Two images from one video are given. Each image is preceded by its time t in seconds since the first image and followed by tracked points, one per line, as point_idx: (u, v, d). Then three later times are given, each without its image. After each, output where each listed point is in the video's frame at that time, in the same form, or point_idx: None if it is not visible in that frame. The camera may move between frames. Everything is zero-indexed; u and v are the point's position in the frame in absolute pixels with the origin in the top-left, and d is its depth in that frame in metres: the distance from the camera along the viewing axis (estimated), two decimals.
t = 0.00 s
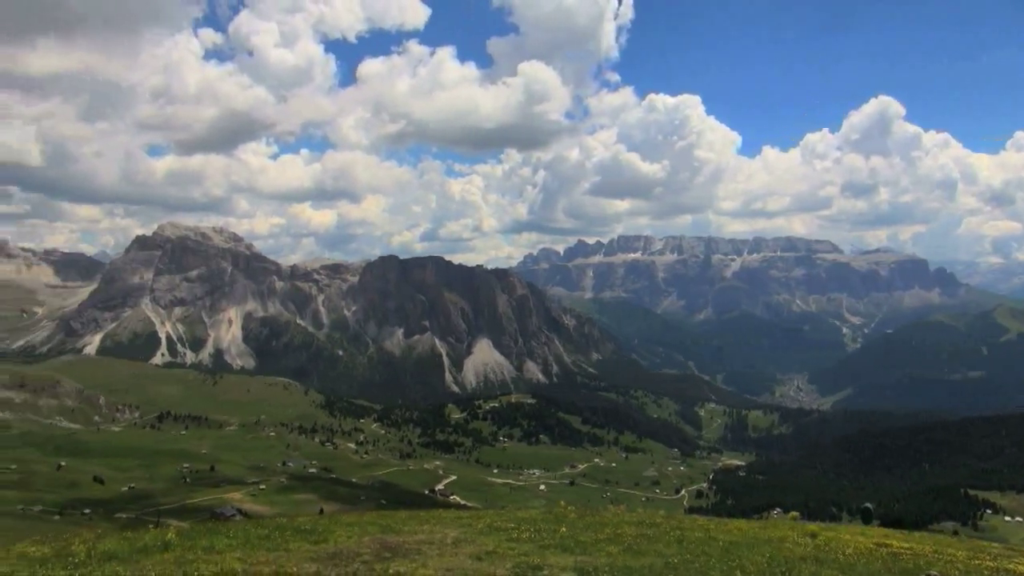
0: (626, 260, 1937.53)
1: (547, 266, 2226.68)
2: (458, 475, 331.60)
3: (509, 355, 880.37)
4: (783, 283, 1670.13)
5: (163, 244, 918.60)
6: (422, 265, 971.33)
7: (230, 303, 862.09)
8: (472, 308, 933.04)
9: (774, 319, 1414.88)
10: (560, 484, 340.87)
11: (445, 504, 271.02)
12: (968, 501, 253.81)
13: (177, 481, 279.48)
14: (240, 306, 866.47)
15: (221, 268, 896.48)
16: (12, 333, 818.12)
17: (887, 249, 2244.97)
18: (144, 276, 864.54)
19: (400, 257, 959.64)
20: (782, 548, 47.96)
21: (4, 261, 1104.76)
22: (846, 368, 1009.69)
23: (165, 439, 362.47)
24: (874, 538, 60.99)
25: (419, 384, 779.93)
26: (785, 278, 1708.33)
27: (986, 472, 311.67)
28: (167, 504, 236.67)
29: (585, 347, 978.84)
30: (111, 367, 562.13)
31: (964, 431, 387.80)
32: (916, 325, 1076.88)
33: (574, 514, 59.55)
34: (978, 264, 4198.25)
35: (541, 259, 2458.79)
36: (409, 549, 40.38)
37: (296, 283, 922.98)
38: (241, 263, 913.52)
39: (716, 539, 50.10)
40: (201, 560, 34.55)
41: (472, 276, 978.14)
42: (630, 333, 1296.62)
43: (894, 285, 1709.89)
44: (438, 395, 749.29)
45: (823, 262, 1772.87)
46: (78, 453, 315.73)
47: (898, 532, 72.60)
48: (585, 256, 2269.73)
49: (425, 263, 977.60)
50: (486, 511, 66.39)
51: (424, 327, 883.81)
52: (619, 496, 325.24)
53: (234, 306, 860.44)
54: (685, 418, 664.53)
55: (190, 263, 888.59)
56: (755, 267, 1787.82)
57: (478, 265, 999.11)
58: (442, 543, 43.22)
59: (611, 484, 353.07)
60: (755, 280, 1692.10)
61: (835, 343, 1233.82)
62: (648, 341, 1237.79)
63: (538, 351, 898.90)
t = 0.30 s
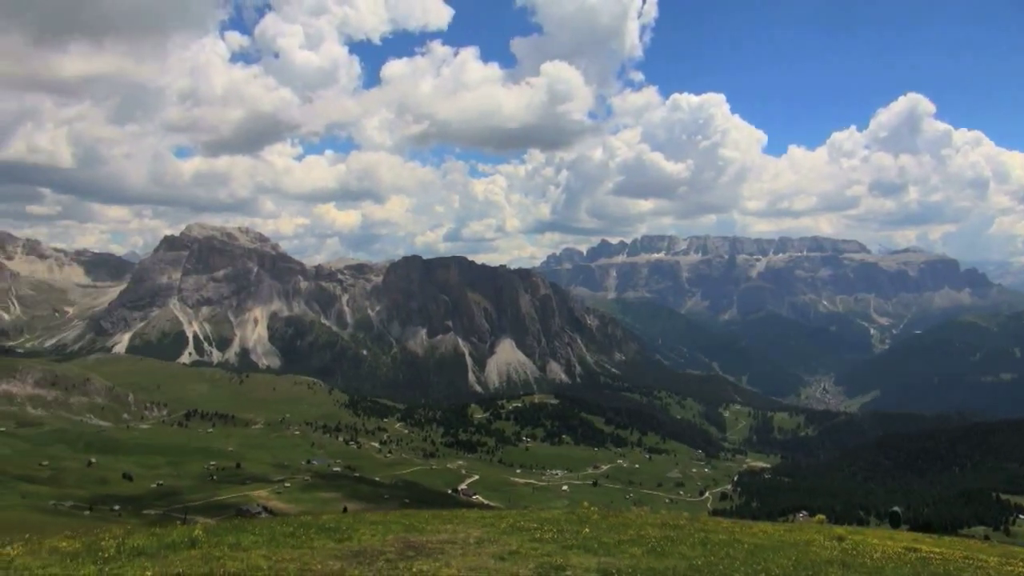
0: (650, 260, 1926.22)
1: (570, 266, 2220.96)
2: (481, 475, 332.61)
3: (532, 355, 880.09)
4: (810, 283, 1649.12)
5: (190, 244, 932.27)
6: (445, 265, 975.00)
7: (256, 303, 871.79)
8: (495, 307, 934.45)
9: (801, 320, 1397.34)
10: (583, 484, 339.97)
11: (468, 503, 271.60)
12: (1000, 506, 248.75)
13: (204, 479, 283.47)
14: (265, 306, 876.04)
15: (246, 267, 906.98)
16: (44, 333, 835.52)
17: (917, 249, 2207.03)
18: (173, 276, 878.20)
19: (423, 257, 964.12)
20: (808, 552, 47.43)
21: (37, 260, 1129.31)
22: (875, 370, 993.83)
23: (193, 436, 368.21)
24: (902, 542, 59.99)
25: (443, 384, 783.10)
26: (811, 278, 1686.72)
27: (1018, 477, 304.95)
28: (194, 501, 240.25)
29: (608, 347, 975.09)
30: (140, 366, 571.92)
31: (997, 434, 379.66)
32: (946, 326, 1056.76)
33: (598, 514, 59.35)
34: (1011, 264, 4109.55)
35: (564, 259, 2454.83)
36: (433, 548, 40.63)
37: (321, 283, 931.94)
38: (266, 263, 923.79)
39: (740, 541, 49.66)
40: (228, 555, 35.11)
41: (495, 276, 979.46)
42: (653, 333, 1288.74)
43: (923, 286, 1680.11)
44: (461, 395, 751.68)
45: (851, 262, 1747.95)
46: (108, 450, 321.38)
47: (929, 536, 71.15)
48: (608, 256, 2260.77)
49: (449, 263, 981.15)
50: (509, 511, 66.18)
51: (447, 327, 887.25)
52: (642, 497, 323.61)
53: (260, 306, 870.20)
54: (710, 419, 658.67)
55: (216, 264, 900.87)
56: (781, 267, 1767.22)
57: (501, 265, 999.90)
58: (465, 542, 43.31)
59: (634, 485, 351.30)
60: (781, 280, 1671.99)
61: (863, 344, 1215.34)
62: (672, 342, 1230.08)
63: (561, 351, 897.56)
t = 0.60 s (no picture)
0: (673, 260, 1914.46)
1: (592, 266, 2214.65)
2: (504, 475, 332.95)
3: (555, 356, 879.34)
4: (836, 283, 1627.46)
5: (216, 244, 944.36)
6: (467, 265, 978.04)
7: (281, 302, 880.56)
8: (518, 308, 935.02)
9: (827, 321, 1379.44)
10: (606, 485, 338.83)
11: (490, 503, 272.15)
12: None
13: (230, 476, 287.12)
14: (290, 306, 884.71)
15: (271, 268, 916.67)
16: (74, 332, 851.98)
17: (946, 249, 2168.92)
18: (199, 276, 890.48)
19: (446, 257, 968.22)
20: (834, 555, 46.82)
21: (68, 260, 1150.43)
22: (903, 371, 978.72)
23: (219, 434, 373.25)
24: (931, 546, 59.02)
25: (466, 384, 785.67)
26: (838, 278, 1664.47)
27: None
28: (220, 498, 243.35)
29: (631, 347, 970.90)
30: (167, 364, 580.52)
31: None
32: (977, 327, 1037.22)
33: (620, 516, 59.02)
34: None
35: (587, 259, 2449.30)
36: (455, 548, 40.69)
37: (344, 283, 939.63)
38: (291, 263, 933.14)
39: (765, 545, 49.13)
40: (255, 553, 35.53)
41: (517, 276, 980.27)
42: (676, 334, 1280.15)
43: (953, 286, 1649.97)
44: (484, 395, 753.24)
45: (878, 262, 1722.78)
46: (137, 447, 326.73)
47: (959, 541, 69.95)
48: (631, 256, 2250.71)
49: (471, 263, 983.82)
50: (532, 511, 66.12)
51: (470, 327, 889.96)
52: (666, 499, 321.50)
53: (285, 306, 878.77)
54: (734, 420, 652.27)
55: (242, 263, 912.44)
56: (807, 267, 1746.78)
57: (524, 265, 1000.46)
58: (487, 542, 43.42)
59: (657, 486, 349.09)
60: (807, 280, 1651.92)
61: (891, 345, 1196.41)
62: (695, 342, 1221.23)
63: (583, 352, 895.54)
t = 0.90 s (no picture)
0: (697, 260, 1900.55)
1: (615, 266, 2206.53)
2: (526, 475, 332.86)
3: (577, 356, 877.42)
4: (863, 284, 1602.86)
5: (241, 245, 956.34)
6: (490, 265, 979.70)
7: (305, 302, 888.27)
8: (540, 308, 934.38)
9: (853, 322, 1359.31)
10: (629, 486, 337.32)
11: (512, 502, 272.12)
12: None
13: (255, 474, 290.72)
14: (314, 305, 892.34)
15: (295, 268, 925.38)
16: (103, 331, 867.58)
17: (977, 250, 2126.87)
18: (225, 276, 901.97)
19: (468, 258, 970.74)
20: (860, 560, 46.12)
21: (98, 260, 1171.64)
22: (932, 374, 961.33)
23: (245, 433, 377.74)
24: (960, 552, 57.90)
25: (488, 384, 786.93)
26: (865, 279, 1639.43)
27: None
28: (245, 496, 246.38)
29: (654, 348, 965.25)
30: (194, 363, 588.62)
31: None
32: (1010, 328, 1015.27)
33: (642, 517, 58.65)
34: None
35: (610, 259, 2440.77)
36: (477, 548, 40.64)
37: (367, 283, 946.18)
38: (314, 263, 941.46)
39: (790, 548, 48.50)
40: (278, 550, 35.87)
41: (540, 277, 979.67)
42: (700, 334, 1269.91)
43: (984, 287, 1617.16)
44: (506, 394, 753.60)
45: (907, 262, 1694.17)
46: (164, 445, 331.93)
47: (989, 547, 68.47)
48: (655, 257, 2238.16)
49: (493, 263, 985.06)
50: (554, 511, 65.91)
51: (492, 327, 891.34)
52: (689, 501, 318.96)
53: (309, 305, 886.52)
54: (759, 422, 645.04)
55: (267, 263, 922.78)
56: (833, 267, 1723.36)
57: (546, 265, 999.44)
58: (509, 542, 43.33)
59: (680, 488, 346.38)
60: (833, 280, 1629.72)
61: (919, 347, 1175.28)
62: (719, 343, 1210.35)
63: (606, 352, 892.31)
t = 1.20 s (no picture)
0: (720, 261, 1884.11)
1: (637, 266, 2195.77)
2: (548, 475, 332.52)
3: (599, 356, 874.54)
4: (891, 284, 1576.99)
5: (266, 245, 967.00)
6: (512, 265, 979.79)
7: (328, 301, 895.00)
8: (562, 308, 932.57)
9: (880, 323, 1338.12)
10: (651, 487, 335.39)
11: (533, 502, 272.12)
12: None
13: (279, 472, 294.01)
14: (337, 305, 899.03)
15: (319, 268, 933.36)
16: (130, 330, 883.13)
17: (1009, 250, 2081.80)
18: (249, 276, 912.38)
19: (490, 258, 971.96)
20: (887, 563, 45.43)
21: (126, 260, 1191.48)
22: (961, 376, 942.86)
23: (269, 432, 381.84)
24: (990, 557, 56.64)
25: (509, 384, 787.39)
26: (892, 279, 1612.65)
27: None
28: (269, 493, 249.25)
29: (677, 348, 958.45)
30: (220, 362, 596.07)
31: None
32: None
33: (665, 519, 58.25)
34: None
35: (632, 259, 2429.06)
36: (499, 548, 40.66)
37: (390, 283, 951.61)
38: (338, 263, 948.49)
39: (817, 551, 47.86)
40: (303, 548, 36.32)
41: (562, 277, 977.70)
42: (723, 335, 1259.11)
43: (1016, 288, 1581.94)
44: (527, 395, 753.47)
45: (936, 262, 1662.92)
46: (191, 443, 336.88)
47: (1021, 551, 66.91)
48: (678, 257, 2222.54)
49: (515, 263, 984.94)
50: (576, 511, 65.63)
51: (513, 327, 891.57)
52: (712, 503, 316.25)
53: (332, 305, 893.22)
54: (784, 424, 637.03)
55: (291, 264, 931.95)
56: (860, 267, 1697.89)
57: (569, 265, 997.31)
58: (531, 543, 43.29)
59: (703, 490, 343.44)
60: (860, 280, 1605.56)
61: (949, 349, 1153.32)
62: (743, 344, 1198.74)
63: (628, 353, 887.85)
